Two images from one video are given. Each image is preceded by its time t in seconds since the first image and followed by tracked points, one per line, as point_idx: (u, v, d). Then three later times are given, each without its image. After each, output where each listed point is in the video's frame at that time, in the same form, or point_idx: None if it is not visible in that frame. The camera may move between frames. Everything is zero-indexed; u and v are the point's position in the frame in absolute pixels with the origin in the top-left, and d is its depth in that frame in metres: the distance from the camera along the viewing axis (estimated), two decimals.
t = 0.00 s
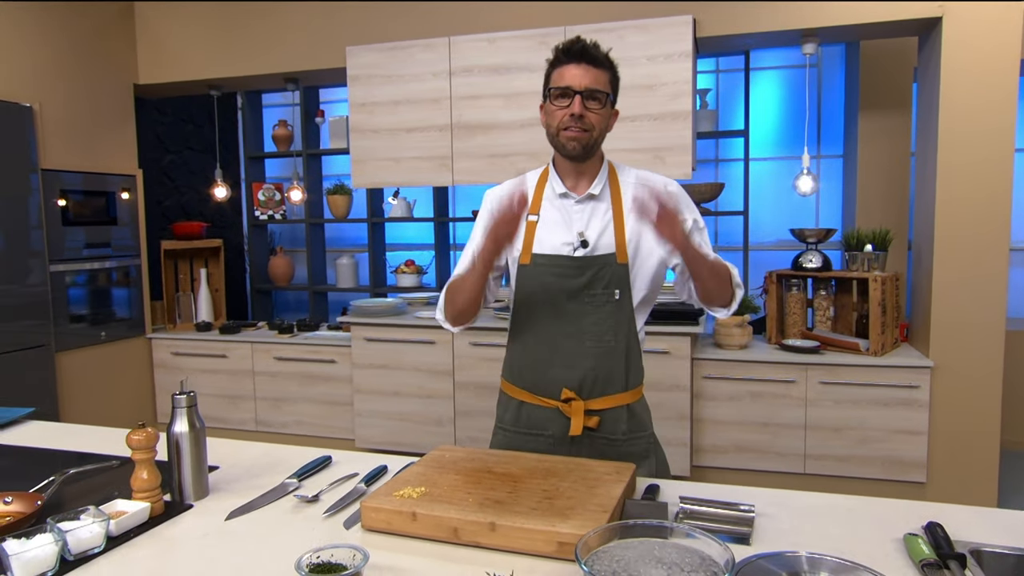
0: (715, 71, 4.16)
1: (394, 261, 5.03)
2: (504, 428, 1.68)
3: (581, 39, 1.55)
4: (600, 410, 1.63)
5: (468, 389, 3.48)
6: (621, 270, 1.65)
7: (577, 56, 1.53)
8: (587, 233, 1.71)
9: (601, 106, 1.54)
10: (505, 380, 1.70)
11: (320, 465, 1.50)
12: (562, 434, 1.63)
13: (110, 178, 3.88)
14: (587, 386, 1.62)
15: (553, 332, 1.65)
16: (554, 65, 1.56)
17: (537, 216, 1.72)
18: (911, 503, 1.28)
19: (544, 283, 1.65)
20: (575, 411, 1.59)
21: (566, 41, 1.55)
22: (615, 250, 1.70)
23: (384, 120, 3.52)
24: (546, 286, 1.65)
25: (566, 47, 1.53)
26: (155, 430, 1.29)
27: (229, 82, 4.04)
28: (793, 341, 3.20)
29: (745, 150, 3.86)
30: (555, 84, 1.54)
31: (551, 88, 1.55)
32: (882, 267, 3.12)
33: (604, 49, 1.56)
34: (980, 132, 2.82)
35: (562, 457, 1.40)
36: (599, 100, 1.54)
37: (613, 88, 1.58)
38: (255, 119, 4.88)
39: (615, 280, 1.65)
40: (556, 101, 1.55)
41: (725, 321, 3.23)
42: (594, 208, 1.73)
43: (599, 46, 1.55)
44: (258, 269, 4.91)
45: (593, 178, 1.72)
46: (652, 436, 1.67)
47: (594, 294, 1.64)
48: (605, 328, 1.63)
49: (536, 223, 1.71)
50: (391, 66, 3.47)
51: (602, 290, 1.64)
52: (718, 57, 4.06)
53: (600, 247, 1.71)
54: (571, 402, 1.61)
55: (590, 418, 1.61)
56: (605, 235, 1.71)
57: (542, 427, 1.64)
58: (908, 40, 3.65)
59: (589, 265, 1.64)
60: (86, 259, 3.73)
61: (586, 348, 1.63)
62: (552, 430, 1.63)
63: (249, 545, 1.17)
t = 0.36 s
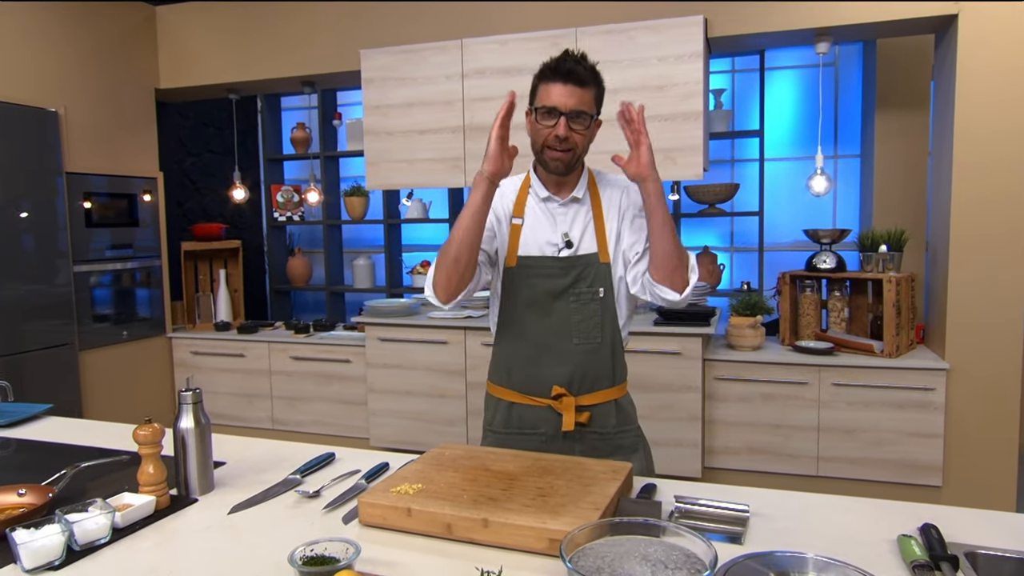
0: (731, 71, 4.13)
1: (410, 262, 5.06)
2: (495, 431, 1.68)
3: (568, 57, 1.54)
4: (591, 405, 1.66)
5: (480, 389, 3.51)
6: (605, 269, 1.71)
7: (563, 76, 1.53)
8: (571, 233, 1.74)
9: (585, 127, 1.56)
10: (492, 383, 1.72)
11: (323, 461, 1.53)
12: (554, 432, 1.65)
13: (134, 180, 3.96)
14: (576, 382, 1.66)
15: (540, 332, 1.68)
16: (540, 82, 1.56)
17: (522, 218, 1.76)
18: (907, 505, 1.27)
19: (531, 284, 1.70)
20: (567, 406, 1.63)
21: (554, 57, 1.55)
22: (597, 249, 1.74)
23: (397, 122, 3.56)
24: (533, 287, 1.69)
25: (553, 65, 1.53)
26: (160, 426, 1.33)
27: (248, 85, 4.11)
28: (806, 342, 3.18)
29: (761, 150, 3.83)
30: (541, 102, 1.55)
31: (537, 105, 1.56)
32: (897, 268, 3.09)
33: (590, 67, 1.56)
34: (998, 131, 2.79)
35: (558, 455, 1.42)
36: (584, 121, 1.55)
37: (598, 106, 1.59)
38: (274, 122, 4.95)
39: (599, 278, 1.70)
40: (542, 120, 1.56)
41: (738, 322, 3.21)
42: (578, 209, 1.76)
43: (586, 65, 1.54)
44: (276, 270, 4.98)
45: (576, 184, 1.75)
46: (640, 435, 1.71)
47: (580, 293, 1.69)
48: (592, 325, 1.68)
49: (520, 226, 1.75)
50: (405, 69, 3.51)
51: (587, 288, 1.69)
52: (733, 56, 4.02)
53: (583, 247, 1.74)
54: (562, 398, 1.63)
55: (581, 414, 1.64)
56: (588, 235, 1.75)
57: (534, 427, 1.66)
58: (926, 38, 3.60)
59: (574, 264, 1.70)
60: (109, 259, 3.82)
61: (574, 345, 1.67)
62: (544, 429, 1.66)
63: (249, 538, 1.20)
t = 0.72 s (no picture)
0: (747, 70, 4.08)
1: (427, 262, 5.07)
2: (493, 431, 1.71)
3: (547, 56, 1.58)
4: (585, 405, 1.67)
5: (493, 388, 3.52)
6: (595, 268, 1.71)
7: (545, 75, 1.57)
8: (561, 234, 1.75)
9: (569, 124, 1.60)
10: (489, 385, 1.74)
11: (328, 457, 1.56)
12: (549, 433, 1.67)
13: (155, 182, 4.04)
14: (570, 383, 1.67)
15: (533, 334, 1.69)
16: (520, 83, 1.59)
17: (510, 222, 1.77)
18: (907, 506, 1.26)
19: (522, 287, 1.70)
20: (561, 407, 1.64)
21: (533, 57, 1.58)
22: (587, 249, 1.75)
23: (411, 124, 3.59)
24: (524, 290, 1.69)
25: (533, 65, 1.57)
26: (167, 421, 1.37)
27: (267, 88, 4.18)
28: (820, 343, 3.15)
29: (777, 150, 3.79)
30: (524, 103, 1.59)
31: (520, 106, 1.59)
32: (914, 268, 3.05)
33: (569, 64, 1.60)
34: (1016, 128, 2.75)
35: (556, 453, 1.43)
36: (568, 118, 1.59)
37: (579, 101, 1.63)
38: (293, 123, 5.01)
39: (590, 278, 1.71)
40: (527, 120, 1.60)
41: (751, 323, 3.20)
42: (567, 210, 1.76)
43: (564, 62, 1.58)
44: (295, 270, 5.03)
45: (564, 184, 1.76)
46: (635, 428, 1.74)
47: (571, 294, 1.70)
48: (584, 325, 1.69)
49: (509, 229, 1.77)
50: (419, 70, 3.54)
51: (578, 289, 1.70)
52: (750, 53, 3.93)
53: (573, 248, 1.75)
54: (557, 400, 1.66)
55: (576, 414, 1.65)
56: (577, 236, 1.75)
57: (531, 428, 1.68)
58: (946, 34, 3.55)
59: (564, 265, 1.70)
60: (132, 259, 3.89)
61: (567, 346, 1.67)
62: (540, 429, 1.68)
63: (251, 531, 1.23)
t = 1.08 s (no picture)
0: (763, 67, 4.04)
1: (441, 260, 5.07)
2: (518, 431, 1.75)
3: (532, 62, 1.56)
4: (609, 403, 1.66)
5: (504, 386, 3.53)
6: (610, 266, 1.70)
7: (533, 82, 1.54)
8: (572, 236, 1.72)
9: (565, 127, 1.59)
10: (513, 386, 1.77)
11: (332, 452, 1.58)
12: (573, 432, 1.69)
13: (175, 180, 4.11)
14: (593, 382, 1.68)
15: (552, 336, 1.71)
16: (509, 93, 1.57)
17: (519, 227, 1.74)
18: (908, 505, 1.26)
19: (537, 291, 1.70)
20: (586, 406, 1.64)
21: (517, 64, 1.56)
22: (601, 247, 1.72)
23: (425, 122, 3.61)
24: (539, 293, 1.70)
25: (519, 74, 1.55)
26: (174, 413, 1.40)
27: (284, 88, 4.24)
28: (834, 343, 3.12)
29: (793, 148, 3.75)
30: (517, 114, 1.57)
31: (513, 116, 1.58)
32: (930, 267, 3.01)
33: (555, 66, 1.57)
34: None
35: (556, 449, 1.44)
36: (562, 121, 1.58)
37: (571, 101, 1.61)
38: (310, 123, 5.06)
39: (606, 276, 1.70)
40: (521, 130, 1.58)
41: (763, 322, 3.17)
42: (575, 210, 1.73)
43: (550, 65, 1.56)
44: (312, 268, 5.07)
45: (570, 183, 1.73)
46: (658, 423, 1.73)
47: (587, 293, 1.69)
48: (602, 324, 1.69)
49: (519, 234, 1.73)
50: (432, 69, 3.56)
51: (594, 288, 1.70)
52: (766, 50, 3.89)
53: (586, 247, 1.73)
54: (580, 400, 1.66)
55: (600, 412, 1.65)
56: (589, 234, 1.73)
57: (555, 428, 1.70)
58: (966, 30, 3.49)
59: (578, 266, 1.69)
60: (152, 257, 3.96)
61: (586, 346, 1.69)
62: (564, 429, 1.70)
63: (254, 522, 1.25)
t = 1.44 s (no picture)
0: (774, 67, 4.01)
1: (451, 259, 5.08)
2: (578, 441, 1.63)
3: (596, 59, 1.39)
4: (681, 424, 1.52)
5: (511, 385, 3.55)
6: (688, 277, 1.52)
7: (595, 82, 1.37)
8: (647, 245, 1.55)
9: (634, 130, 1.40)
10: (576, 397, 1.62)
11: (334, 446, 1.60)
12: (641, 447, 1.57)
13: (188, 179, 4.16)
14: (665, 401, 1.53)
15: (621, 351, 1.54)
16: (572, 95, 1.41)
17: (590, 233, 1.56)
18: (907, 505, 1.25)
19: (605, 302, 1.53)
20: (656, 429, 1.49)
21: (579, 65, 1.40)
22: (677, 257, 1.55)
23: (433, 122, 3.64)
24: (608, 305, 1.53)
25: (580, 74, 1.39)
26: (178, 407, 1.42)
27: (296, 87, 4.28)
28: (841, 343, 3.11)
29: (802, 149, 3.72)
30: (579, 118, 1.41)
31: (576, 120, 1.42)
32: (939, 267, 2.99)
33: (625, 61, 1.39)
34: None
35: (556, 446, 1.44)
36: (631, 124, 1.39)
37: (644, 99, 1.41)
38: (322, 122, 5.10)
39: (683, 287, 1.52)
40: (584, 133, 1.42)
41: (771, 322, 3.16)
42: (650, 217, 1.56)
43: (616, 61, 1.38)
44: (323, 266, 5.11)
45: (645, 189, 1.56)
46: (732, 446, 1.60)
47: (662, 305, 1.52)
48: (678, 339, 1.52)
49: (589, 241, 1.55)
50: (441, 69, 3.58)
51: (669, 300, 1.52)
52: (776, 50, 3.88)
53: (662, 257, 1.55)
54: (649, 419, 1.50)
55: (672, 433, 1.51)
56: (665, 244, 1.55)
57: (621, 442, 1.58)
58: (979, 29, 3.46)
59: (653, 277, 1.52)
60: (166, 254, 4.01)
61: (658, 363, 1.53)
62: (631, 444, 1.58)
63: (254, 513, 1.28)
